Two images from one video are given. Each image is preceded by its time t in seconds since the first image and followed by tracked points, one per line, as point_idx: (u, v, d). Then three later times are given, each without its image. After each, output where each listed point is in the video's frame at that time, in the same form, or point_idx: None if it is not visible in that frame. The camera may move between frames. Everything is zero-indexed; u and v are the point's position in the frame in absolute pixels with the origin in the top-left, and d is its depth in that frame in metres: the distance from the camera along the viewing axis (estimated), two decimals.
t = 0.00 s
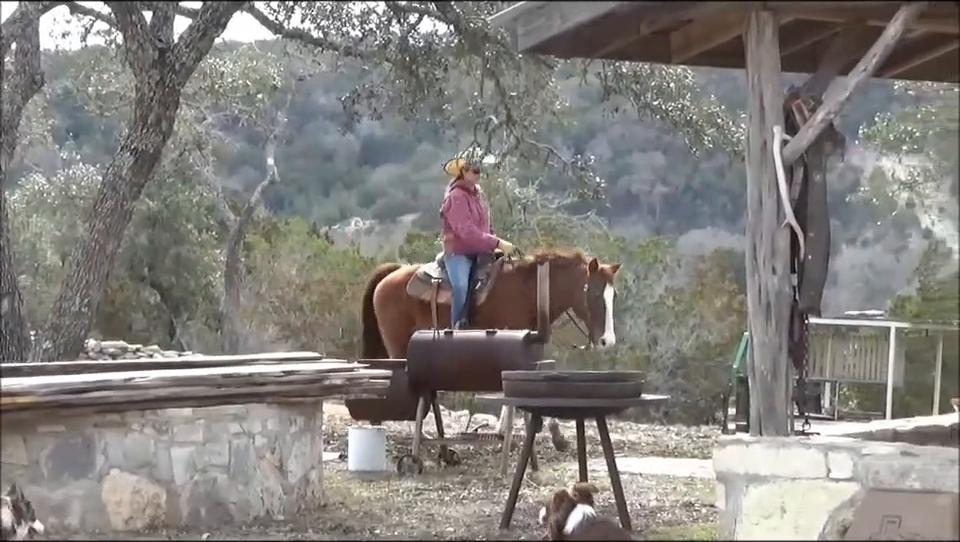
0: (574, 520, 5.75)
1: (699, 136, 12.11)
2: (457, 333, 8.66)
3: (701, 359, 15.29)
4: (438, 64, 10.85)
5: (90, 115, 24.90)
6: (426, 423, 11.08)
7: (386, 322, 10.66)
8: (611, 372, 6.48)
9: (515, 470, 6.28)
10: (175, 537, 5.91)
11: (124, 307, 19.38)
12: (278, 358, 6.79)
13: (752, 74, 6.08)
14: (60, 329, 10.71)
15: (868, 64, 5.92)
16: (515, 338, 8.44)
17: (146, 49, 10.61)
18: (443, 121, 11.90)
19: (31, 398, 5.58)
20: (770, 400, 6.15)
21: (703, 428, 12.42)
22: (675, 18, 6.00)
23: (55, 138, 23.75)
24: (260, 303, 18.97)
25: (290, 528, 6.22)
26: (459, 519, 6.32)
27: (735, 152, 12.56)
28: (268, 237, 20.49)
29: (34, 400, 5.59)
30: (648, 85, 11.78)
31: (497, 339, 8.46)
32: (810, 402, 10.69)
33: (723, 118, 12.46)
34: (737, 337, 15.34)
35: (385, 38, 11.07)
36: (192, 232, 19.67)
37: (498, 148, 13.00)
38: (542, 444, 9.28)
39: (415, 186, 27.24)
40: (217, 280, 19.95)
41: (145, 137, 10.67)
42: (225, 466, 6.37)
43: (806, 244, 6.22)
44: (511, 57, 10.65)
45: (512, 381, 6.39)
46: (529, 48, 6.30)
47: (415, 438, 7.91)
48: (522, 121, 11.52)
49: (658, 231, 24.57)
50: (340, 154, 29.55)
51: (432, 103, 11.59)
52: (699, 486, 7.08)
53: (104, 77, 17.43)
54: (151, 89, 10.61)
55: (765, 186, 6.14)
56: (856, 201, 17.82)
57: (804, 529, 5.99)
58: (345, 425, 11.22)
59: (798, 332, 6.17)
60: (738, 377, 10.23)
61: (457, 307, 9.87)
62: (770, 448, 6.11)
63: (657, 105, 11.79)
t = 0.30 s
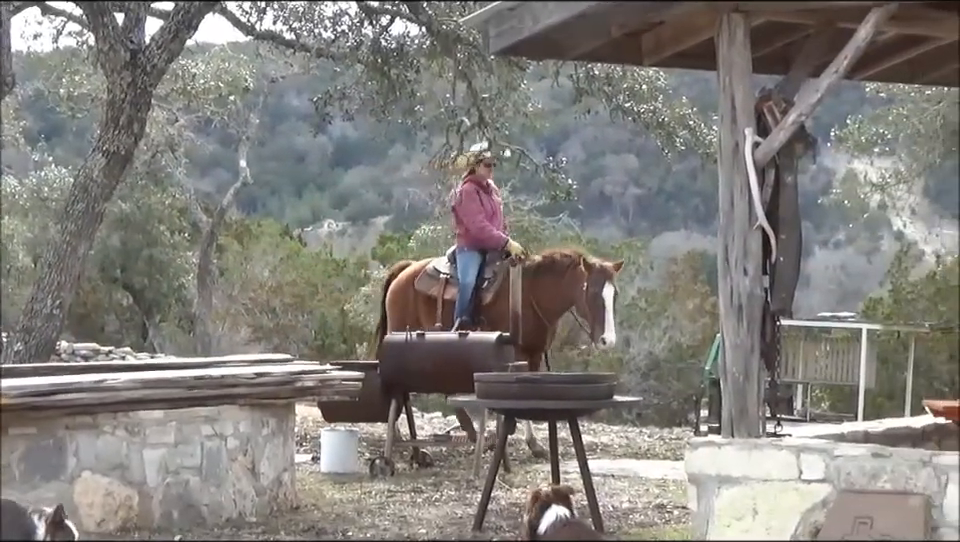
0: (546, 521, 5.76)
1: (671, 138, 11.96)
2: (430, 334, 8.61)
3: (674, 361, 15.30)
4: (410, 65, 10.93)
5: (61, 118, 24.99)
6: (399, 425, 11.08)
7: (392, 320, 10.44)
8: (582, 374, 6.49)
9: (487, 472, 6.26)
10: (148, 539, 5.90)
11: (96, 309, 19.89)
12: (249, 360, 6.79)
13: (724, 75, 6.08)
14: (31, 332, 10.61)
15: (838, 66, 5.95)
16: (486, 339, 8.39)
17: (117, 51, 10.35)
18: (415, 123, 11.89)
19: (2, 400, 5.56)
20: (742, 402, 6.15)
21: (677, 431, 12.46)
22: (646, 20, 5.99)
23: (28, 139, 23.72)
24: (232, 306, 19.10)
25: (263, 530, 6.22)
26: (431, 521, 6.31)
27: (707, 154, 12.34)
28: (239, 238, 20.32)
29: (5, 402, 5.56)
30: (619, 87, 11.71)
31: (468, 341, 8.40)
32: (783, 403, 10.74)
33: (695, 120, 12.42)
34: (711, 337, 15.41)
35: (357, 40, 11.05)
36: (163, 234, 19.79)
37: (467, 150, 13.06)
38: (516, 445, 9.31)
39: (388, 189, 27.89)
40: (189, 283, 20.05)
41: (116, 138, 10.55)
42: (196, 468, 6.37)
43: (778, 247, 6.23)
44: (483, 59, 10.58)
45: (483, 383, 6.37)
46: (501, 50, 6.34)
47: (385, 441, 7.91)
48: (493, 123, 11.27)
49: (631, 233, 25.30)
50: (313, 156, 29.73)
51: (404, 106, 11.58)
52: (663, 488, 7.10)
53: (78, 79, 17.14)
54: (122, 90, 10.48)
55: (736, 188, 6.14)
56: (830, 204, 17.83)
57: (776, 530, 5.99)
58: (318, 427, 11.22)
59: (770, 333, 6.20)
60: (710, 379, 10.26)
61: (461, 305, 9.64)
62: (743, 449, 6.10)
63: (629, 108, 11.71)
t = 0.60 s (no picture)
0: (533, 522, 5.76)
1: (655, 138, 11.98)
2: (415, 334, 8.61)
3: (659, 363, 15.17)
4: (395, 66, 10.85)
5: (45, 118, 25.01)
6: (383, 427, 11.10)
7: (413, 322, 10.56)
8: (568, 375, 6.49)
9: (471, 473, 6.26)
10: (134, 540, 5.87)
11: (82, 309, 20.01)
12: (235, 361, 6.79)
13: (709, 76, 6.07)
14: (16, 333, 10.51)
15: (822, 67, 5.96)
16: (472, 340, 8.43)
17: (101, 52, 10.38)
18: (399, 124, 11.88)
19: None
20: (726, 402, 6.16)
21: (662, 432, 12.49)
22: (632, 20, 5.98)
23: (12, 140, 23.59)
24: (218, 307, 19.40)
25: (247, 531, 6.22)
26: (416, 522, 6.31)
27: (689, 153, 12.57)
28: (224, 240, 20.63)
29: None
30: (604, 88, 11.63)
31: (454, 342, 8.43)
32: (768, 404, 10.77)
33: (680, 122, 12.46)
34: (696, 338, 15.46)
35: (341, 40, 11.03)
36: (150, 236, 19.75)
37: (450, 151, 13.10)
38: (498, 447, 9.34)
39: (372, 190, 29.28)
40: (174, 284, 20.26)
41: (100, 139, 10.52)
42: (180, 470, 6.36)
43: (762, 247, 6.23)
44: (467, 60, 10.63)
45: (468, 384, 6.37)
46: (485, 52, 6.35)
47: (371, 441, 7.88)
48: (478, 124, 11.29)
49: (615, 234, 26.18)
50: (298, 158, 30.64)
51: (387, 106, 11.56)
52: (642, 488, 7.12)
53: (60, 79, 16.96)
54: (107, 91, 10.48)
55: (720, 189, 6.15)
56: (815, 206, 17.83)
57: (760, 530, 5.99)
58: (301, 428, 11.22)
59: (753, 334, 6.22)
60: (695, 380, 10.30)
61: (480, 308, 9.60)
62: (726, 450, 6.13)
63: (613, 109, 11.64)
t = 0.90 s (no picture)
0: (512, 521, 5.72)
1: (635, 136, 12.11)
2: (395, 333, 8.70)
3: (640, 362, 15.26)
4: (376, 64, 10.86)
5: (27, 117, 24.96)
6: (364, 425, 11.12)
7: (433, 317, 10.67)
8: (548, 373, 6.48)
9: (452, 471, 6.26)
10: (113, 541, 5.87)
11: (63, 308, 20.07)
12: (216, 359, 6.79)
13: (689, 74, 6.07)
14: None
15: (803, 65, 5.95)
16: (452, 339, 8.55)
17: (81, 51, 10.45)
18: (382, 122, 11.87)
19: None
20: (707, 400, 6.16)
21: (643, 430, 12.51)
22: (612, 18, 5.97)
23: None
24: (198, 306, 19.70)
25: (227, 530, 6.22)
26: (396, 520, 6.32)
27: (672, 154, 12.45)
28: (205, 238, 20.82)
29: None
30: (585, 86, 11.75)
31: (435, 340, 8.57)
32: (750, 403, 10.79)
33: (659, 119, 12.36)
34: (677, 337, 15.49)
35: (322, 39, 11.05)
36: (130, 234, 20.05)
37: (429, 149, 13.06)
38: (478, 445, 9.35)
39: (353, 189, 29.45)
40: (155, 282, 20.41)
41: (80, 137, 10.54)
42: (161, 468, 6.35)
43: (743, 245, 6.22)
44: (446, 59, 10.61)
45: (449, 381, 6.36)
46: (466, 49, 6.31)
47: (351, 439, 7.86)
48: (459, 122, 11.37)
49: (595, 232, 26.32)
50: (280, 156, 30.41)
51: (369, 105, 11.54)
52: (616, 487, 7.12)
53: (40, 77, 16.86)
54: (87, 89, 10.52)
55: (701, 187, 6.14)
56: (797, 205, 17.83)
57: (741, 530, 6.02)
58: (283, 426, 11.24)
59: (734, 332, 6.20)
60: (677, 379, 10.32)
61: (497, 303, 9.65)
62: (707, 448, 6.14)
63: (594, 106, 11.77)
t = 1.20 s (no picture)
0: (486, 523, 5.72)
1: (609, 138, 11.44)
2: (369, 336, 8.88)
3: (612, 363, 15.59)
4: (348, 67, 9.95)
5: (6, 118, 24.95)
6: (339, 427, 11.17)
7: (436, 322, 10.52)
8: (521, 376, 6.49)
9: (424, 473, 6.27)
10: None
11: (36, 310, 19.89)
12: (189, 362, 6.81)
13: (661, 76, 6.07)
14: None
15: (775, 67, 5.97)
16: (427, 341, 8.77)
17: (53, 53, 9.79)
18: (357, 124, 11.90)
19: None
20: (680, 402, 6.17)
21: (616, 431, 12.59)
22: (586, 21, 5.95)
23: None
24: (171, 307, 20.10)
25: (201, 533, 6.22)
26: (370, 523, 6.30)
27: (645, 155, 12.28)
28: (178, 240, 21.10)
29: None
30: (557, 88, 10.86)
31: (410, 342, 8.79)
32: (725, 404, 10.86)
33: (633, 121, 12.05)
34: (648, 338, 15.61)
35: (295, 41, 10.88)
36: (102, 235, 19.87)
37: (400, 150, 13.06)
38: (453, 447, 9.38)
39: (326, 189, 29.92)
40: (128, 284, 20.53)
41: (52, 139, 9.95)
42: (134, 471, 6.36)
43: (715, 248, 6.24)
44: (422, 62, 9.74)
45: (421, 384, 6.38)
46: (439, 51, 6.28)
47: (324, 442, 7.86)
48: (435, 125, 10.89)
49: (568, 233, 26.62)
50: (253, 157, 31.47)
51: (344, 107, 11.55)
52: (581, 491, 7.15)
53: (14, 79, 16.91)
54: (59, 92, 9.90)
55: (673, 189, 6.15)
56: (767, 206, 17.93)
57: (713, 530, 6.02)
58: (256, 428, 11.28)
59: (706, 335, 6.21)
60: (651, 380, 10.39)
61: (502, 307, 9.80)
62: (679, 450, 6.16)
63: (567, 110, 10.92)
